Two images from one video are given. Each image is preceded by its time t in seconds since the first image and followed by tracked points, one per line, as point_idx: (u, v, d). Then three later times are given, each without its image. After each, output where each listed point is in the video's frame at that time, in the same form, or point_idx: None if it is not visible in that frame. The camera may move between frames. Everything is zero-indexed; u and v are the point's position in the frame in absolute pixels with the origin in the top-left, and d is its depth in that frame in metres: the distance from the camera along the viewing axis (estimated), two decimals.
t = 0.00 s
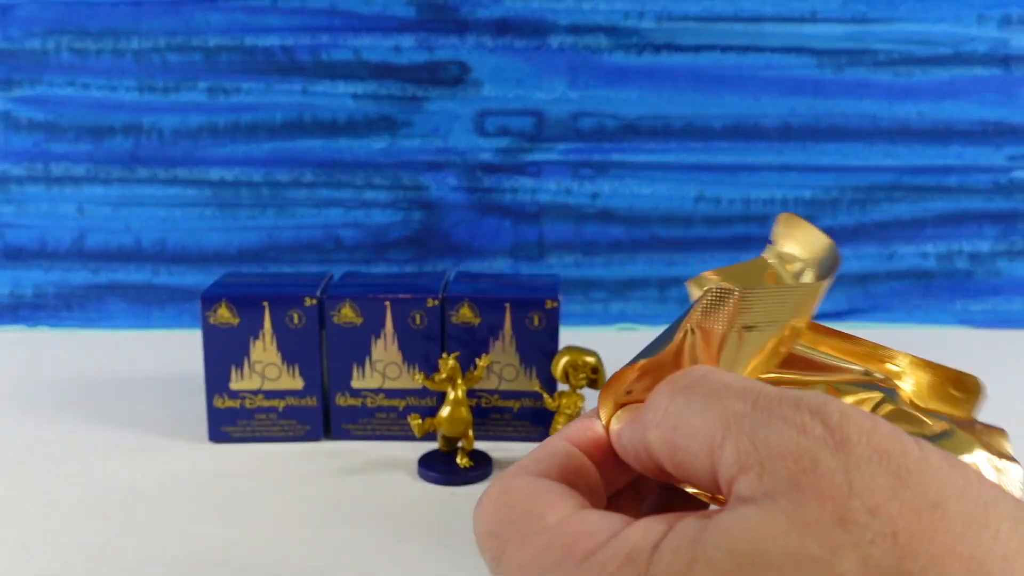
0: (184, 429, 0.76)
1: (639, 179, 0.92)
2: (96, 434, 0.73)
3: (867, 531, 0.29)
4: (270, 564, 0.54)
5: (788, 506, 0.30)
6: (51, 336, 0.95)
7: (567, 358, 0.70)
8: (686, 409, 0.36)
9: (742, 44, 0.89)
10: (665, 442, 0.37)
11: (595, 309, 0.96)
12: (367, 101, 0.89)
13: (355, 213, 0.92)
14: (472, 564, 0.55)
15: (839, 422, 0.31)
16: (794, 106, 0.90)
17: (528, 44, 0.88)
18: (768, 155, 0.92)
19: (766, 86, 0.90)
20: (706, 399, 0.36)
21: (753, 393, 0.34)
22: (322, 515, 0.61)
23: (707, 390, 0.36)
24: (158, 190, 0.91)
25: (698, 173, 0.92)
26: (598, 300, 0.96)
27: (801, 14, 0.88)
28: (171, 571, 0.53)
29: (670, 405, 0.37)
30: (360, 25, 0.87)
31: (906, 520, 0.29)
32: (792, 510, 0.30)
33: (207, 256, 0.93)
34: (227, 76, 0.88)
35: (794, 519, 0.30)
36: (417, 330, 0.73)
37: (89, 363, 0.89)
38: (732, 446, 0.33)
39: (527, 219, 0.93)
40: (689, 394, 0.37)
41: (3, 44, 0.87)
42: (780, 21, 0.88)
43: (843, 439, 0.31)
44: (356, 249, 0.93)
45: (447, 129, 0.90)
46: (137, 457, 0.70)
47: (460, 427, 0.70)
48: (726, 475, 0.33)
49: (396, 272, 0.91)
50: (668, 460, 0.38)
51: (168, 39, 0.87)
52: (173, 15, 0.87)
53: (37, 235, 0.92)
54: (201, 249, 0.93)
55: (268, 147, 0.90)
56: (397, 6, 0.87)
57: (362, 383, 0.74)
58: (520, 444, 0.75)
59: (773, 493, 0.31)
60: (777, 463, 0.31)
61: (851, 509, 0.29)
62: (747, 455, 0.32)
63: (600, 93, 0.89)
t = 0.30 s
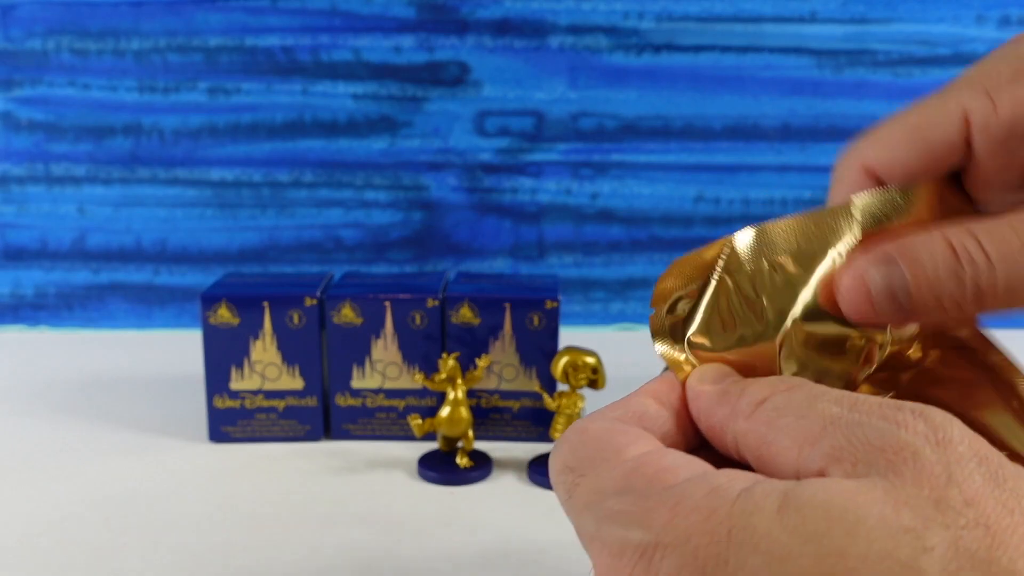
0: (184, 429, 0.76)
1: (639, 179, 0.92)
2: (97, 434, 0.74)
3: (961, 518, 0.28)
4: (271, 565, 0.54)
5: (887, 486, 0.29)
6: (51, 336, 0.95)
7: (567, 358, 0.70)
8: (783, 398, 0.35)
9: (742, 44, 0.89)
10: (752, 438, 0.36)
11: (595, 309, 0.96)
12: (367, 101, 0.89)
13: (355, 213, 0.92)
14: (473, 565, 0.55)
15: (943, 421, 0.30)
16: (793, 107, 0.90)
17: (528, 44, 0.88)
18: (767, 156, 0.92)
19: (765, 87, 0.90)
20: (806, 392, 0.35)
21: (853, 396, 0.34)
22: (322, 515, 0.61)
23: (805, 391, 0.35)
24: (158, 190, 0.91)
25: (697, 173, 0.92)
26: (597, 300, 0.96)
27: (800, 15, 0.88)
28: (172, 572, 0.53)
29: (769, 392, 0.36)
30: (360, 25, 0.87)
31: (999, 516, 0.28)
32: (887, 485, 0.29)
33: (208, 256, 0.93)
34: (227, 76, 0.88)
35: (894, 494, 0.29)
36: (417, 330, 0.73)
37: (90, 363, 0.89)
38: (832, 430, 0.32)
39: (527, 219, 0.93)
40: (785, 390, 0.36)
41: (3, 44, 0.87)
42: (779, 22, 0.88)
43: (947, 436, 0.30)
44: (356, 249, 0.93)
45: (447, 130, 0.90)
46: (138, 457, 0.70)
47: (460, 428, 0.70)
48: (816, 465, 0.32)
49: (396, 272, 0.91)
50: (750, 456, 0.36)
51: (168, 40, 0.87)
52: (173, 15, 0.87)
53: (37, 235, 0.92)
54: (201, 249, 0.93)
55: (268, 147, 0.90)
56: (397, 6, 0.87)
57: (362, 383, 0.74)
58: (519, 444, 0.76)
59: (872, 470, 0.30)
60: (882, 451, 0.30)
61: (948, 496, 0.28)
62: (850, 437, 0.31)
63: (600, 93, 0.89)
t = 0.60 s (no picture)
0: (184, 429, 0.76)
1: (639, 179, 0.92)
2: (96, 435, 0.74)
3: (948, 518, 0.26)
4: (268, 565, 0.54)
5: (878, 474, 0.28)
6: (51, 335, 0.95)
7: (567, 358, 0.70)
8: (810, 364, 0.34)
9: (741, 44, 0.89)
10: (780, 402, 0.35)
11: (596, 309, 0.96)
12: (367, 101, 0.89)
13: (355, 213, 0.92)
14: (473, 564, 0.55)
15: (958, 410, 0.28)
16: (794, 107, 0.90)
17: (528, 44, 0.88)
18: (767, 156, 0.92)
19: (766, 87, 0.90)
20: (832, 360, 0.33)
21: (885, 366, 0.31)
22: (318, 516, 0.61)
23: (842, 353, 0.33)
24: (158, 190, 0.91)
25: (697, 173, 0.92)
26: (598, 300, 0.96)
27: (800, 14, 0.88)
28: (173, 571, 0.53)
29: (796, 358, 0.35)
30: (360, 25, 0.87)
31: (994, 518, 0.26)
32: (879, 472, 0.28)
33: (208, 256, 0.93)
34: (227, 76, 0.88)
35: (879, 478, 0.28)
36: (417, 330, 0.73)
37: (90, 363, 0.89)
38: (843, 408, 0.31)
39: (527, 219, 0.93)
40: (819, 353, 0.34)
41: (3, 45, 0.87)
42: (779, 21, 0.88)
43: (956, 428, 0.28)
44: (356, 249, 0.93)
45: (447, 130, 0.90)
46: (138, 457, 0.70)
47: (460, 428, 0.70)
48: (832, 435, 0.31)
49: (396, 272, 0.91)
50: (777, 414, 0.35)
51: (169, 40, 0.87)
52: (173, 15, 0.87)
53: (37, 235, 0.92)
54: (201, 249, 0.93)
55: (268, 147, 0.90)
56: (397, 6, 0.87)
57: (362, 383, 0.74)
58: (519, 444, 0.75)
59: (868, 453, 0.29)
60: (882, 436, 0.28)
61: (941, 493, 0.27)
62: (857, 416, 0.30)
63: (600, 93, 0.89)
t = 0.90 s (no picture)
0: (184, 429, 0.76)
1: (639, 179, 0.92)
2: (96, 435, 0.74)
3: (934, 512, 0.25)
4: (271, 564, 0.54)
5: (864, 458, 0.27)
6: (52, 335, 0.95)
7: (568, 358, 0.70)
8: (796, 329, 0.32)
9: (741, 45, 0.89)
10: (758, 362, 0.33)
11: (595, 309, 0.96)
12: (367, 101, 0.89)
13: (355, 213, 0.92)
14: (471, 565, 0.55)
15: (947, 399, 0.27)
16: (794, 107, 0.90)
17: (528, 44, 0.88)
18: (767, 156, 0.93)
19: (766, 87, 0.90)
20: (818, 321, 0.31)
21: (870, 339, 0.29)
22: (320, 515, 0.61)
23: (826, 319, 0.31)
24: (158, 190, 0.91)
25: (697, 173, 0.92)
26: (598, 300, 0.96)
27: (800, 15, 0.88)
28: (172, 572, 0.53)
29: (782, 318, 0.33)
30: (360, 25, 0.87)
31: (982, 516, 0.25)
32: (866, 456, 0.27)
33: (208, 256, 0.93)
34: (227, 76, 0.88)
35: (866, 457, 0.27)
36: (417, 330, 0.73)
37: (90, 363, 0.89)
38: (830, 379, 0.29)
39: (527, 219, 0.93)
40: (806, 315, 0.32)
41: (3, 45, 0.87)
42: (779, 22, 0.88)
43: (944, 420, 0.26)
44: (356, 249, 0.93)
45: (447, 130, 0.90)
46: (139, 457, 0.70)
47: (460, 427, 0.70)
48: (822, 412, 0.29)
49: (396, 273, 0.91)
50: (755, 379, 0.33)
51: (169, 40, 0.87)
52: (173, 15, 0.87)
53: (37, 235, 0.92)
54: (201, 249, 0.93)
55: (268, 147, 0.90)
56: (397, 6, 0.87)
57: (362, 383, 0.74)
58: (519, 443, 0.75)
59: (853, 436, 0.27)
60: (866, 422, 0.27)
61: (928, 488, 0.25)
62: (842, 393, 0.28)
63: (600, 93, 0.90)
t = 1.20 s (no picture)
0: (185, 429, 0.76)
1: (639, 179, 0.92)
2: (97, 435, 0.74)
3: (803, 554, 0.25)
4: (272, 563, 0.54)
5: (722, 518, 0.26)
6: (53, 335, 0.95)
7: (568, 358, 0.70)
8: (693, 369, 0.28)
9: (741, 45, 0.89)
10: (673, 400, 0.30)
11: (595, 309, 0.96)
12: (368, 101, 0.89)
13: (355, 213, 0.92)
14: (470, 565, 0.55)
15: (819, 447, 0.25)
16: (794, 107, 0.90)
17: (528, 44, 0.88)
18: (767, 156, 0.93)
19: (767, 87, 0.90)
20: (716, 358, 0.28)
21: (758, 390, 0.27)
22: (320, 514, 0.61)
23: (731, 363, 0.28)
24: (159, 190, 0.91)
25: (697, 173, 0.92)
26: (598, 300, 0.96)
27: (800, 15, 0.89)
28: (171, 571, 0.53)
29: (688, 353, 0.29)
30: (360, 25, 0.88)
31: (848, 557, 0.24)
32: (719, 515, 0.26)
33: (208, 256, 0.93)
34: (227, 76, 0.88)
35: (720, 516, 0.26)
36: (417, 330, 0.73)
37: (89, 363, 0.89)
38: (696, 430, 0.27)
39: (527, 219, 0.93)
40: (711, 348, 0.29)
41: (4, 45, 0.87)
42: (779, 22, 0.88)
43: (811, 470, 0.25)
44: (357, 249, 0.93)
45: (447, 130, 0.90)
46: (139, 456, 0.70)
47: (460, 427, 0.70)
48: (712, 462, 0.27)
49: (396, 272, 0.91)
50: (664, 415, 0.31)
51: (169, 40, 0.87)
52: (174, 16, 0.87)
53: (38, 236, 0.93)
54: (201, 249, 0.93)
55: (269, 147, 0.90)
56: (397, 7, 0.87)
57: (362, 383, 0.75)
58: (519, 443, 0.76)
59: (704, 494, 0.26)
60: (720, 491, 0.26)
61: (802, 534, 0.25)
62: (702, 453, 0.26)
63: (600, 93, 0.90)
